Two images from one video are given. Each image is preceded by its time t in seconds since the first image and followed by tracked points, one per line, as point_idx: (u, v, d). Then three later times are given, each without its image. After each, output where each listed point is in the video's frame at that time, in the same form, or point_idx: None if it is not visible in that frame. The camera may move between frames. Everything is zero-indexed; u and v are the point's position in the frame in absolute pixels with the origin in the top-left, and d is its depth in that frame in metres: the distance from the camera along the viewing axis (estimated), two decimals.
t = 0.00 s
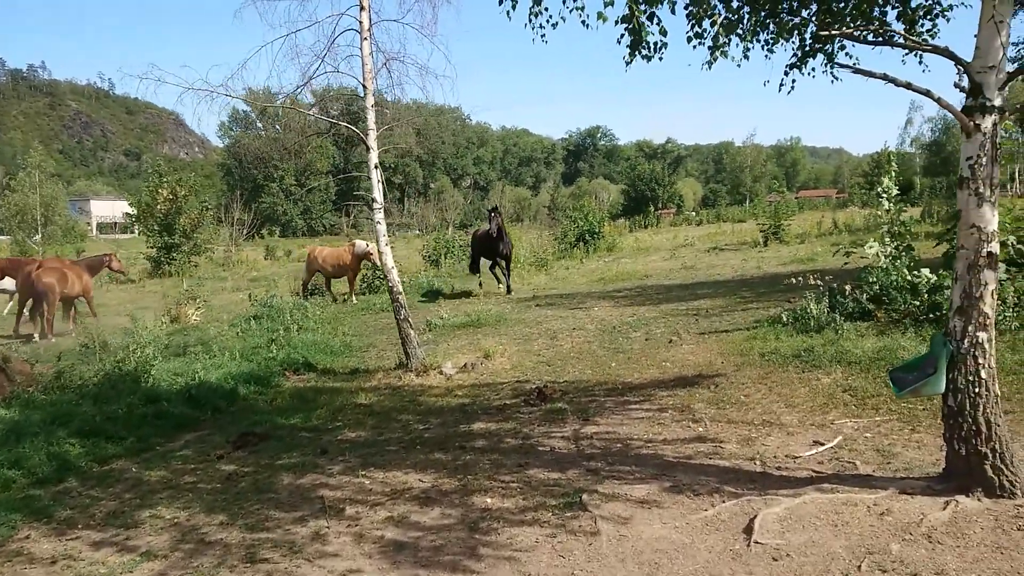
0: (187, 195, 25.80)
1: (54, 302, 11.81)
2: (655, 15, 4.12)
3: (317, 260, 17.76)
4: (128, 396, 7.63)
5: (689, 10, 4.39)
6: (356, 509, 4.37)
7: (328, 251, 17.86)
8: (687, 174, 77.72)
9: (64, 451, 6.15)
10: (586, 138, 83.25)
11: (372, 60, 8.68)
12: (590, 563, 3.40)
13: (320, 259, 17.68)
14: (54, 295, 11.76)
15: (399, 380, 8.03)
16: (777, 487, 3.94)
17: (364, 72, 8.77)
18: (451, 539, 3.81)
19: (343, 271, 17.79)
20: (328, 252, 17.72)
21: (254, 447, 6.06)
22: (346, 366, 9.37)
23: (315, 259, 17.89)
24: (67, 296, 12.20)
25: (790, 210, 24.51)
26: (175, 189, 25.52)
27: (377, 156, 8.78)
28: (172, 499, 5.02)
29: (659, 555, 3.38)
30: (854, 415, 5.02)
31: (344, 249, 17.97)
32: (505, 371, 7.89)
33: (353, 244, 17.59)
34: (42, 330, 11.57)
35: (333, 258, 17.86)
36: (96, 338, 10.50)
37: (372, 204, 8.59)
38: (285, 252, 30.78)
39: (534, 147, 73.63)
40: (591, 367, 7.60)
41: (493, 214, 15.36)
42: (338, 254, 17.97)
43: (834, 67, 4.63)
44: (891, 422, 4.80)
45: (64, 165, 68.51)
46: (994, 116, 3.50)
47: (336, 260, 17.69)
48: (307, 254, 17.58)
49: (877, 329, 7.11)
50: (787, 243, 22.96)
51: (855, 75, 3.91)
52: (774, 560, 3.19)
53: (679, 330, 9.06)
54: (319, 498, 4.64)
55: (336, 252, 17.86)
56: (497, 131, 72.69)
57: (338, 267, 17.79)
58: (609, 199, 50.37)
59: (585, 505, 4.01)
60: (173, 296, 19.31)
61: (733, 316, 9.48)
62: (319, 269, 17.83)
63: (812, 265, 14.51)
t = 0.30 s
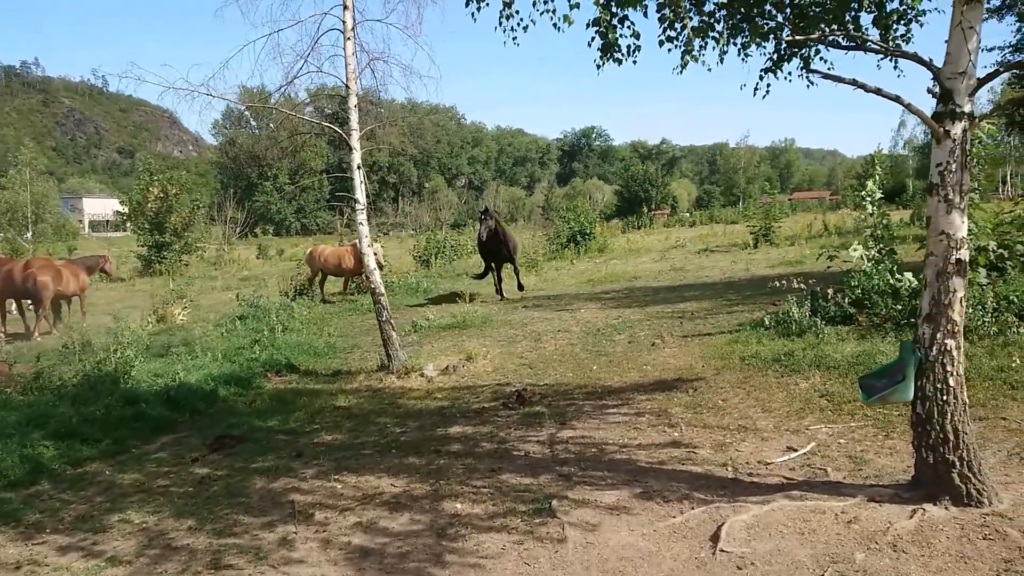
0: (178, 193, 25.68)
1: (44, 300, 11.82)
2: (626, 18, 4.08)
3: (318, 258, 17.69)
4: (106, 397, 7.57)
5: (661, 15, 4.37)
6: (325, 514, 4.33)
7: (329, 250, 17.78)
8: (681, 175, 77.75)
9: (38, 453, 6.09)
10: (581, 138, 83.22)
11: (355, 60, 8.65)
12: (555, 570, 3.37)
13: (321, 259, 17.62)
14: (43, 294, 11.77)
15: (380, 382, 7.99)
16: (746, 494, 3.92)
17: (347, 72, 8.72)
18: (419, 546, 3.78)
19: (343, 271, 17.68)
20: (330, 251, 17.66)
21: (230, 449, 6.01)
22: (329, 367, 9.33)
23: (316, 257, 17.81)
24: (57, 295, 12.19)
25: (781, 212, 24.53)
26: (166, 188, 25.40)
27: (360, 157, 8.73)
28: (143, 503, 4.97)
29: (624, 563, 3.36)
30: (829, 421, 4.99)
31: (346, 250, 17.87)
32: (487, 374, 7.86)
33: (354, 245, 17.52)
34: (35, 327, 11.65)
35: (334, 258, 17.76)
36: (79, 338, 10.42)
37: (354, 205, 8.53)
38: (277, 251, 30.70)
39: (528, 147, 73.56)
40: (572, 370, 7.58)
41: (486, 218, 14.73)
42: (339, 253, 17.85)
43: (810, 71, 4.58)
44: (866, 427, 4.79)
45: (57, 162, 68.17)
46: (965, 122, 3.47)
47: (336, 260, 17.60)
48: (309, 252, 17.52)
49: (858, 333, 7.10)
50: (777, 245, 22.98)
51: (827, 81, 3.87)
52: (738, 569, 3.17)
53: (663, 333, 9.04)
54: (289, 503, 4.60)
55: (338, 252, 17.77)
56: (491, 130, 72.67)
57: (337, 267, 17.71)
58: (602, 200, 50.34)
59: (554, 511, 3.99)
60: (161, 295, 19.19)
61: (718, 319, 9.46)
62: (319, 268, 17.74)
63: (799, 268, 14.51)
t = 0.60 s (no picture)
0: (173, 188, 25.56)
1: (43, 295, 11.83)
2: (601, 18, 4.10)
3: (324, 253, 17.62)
4: (91, 393, 7.57)
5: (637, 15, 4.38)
6: (302, 510, 4.35)
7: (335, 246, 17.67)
8: (677, 173, 77.78)
9: (19, 449, 6.09)
10: (577, 135, 83.21)
11: (342, 57, 8.65)
12: (525, 566, 3.39)
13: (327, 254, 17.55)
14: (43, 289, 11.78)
15: (365, 379, 8.01)
16: (719, 491, 3.95)
17: (333, 69, 8.72)
18: (392, 542, 3.80)
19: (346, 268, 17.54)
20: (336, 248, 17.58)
21: (212, 445, 6.02)
22: (315, 364, 9.34)
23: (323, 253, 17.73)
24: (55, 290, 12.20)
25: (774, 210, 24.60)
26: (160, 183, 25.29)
27: (347, 153, 8.73)
28: (123, 498, 4.98)
29: (593, 559, 3.39)
30: (806, 419, 5.02)
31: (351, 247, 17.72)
32: (472, 371, 7.89)
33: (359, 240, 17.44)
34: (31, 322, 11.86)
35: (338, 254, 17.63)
36: (66, 333, 10.39)
37: (340, 202, 8.53)
38: (271, 247, 30.66)
39: (525, 144, 73.50)
40: (557, 367, 7.60)
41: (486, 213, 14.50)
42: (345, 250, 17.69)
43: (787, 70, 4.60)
44: (841, 425, 4.82)
45: (51, 157, 67.90)
46: (935, 123, 3.49)
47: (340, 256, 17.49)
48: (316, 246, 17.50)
49: (840, 331, 7.13)
50: (769, 243, 23.05)
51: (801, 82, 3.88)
52: (705, 565, 3.20)
53: (649, 330, 9.07)
54: (267, 499, 4.61)
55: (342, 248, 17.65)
56: (487, 127, 72.60)
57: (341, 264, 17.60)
58: (597, 197, 50.37)
59: (528, 507, 4.01)
60: (153, 291, 19.15)
61: (703, 316, 9.48)
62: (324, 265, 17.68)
63: (789, 265, 14.56)
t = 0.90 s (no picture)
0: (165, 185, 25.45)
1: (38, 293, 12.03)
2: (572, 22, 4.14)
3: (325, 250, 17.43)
4: (73, 390, 7.57)
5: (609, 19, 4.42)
6: (276, 507, 4.38)
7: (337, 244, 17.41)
8: (671, 174, 77.91)
9: None
10: (571, 136, 83.26)
11: (327, 57, 8.67)
12: (491, 563, 3.43)
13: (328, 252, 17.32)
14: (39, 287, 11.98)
15: (347, 378, 8.03)
16: (687, 491, 4.00)
17: (318, 69, 8.74)
18: (362, 539, 3.83)
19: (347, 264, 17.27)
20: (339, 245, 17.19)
21: (191, 442, 6.04)
22: (300, 363, 9.35)
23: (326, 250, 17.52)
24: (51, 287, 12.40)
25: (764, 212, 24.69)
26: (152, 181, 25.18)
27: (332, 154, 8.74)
28: (99, 495, 5.00)
29: (558, 557, 3.42)
30: (779, 420, 5.07)
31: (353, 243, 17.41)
32: (454, 370, 7.93)
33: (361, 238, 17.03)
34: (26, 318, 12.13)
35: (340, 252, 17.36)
36: (52, 330, 10.37)
37: (324, 201, 8.54)
38: (264, 246, 30.62)
39: (520, 145, 73.49)
40: (538, 367, 7.64)
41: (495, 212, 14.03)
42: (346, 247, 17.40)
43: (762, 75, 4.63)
44: (813, 426, 4.87)
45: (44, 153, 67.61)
46: (899, 128, 3.52)
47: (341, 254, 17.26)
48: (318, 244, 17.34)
49: (819, 334, 7.19)
50: (759, 245, 23.13)
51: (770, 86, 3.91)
52: (667, 563, 3.24)
53: (633, 331, 9.11)
54: (242, 496, 4.64)
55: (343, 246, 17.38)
56: (481, 127, 72.55)
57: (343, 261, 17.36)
58: (591, 198, 50.40)
59: (499, 506, 4.05)
60: (143, 289, 19.11)
61: (687, 318, 9.53)
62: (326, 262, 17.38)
63: (776, 267, 14.62)
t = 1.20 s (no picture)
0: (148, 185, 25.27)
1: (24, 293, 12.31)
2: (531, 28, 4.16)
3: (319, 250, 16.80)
4: (44, 391, 7.53)
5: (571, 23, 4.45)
6: (239, 508, 4.38)
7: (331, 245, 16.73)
8: (657, 176, 78.18)
9: None
10: (558, 138, 83.36)
11: (303, 57, 8.68)
12: (448, 564, 3.46)
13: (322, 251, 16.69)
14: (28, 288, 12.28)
15: (321, 378, 8.05)
16: (646, 491, 4.04)
17: (294, 69, 8.74)
18: (322, 539, 3.85)
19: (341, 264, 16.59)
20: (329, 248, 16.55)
21: (160, 444, 6.04)
22: (275, 364, 9.36)
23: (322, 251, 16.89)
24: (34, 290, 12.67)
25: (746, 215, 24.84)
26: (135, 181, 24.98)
27: (307, 154, 8.73)
28: (64, 496, 4.99)
29: (514, 557, 3.46)
30: (742, 421, 5.13)
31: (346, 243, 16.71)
32: (428, 371, 7.96)
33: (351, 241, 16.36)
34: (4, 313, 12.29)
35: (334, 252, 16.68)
36: (26, 331, 10.31)
37: (299, 202, 8.52)
38: (248, 246, 30.49)
39: (507, 146, 73.49)
40: (511, 368, 7.69)
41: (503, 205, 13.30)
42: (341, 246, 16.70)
43: (724, 81, 4.66)
44: (775, 427, 4.93)
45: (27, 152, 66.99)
46: (853, 134, 3.55)
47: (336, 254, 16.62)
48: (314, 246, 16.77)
49: (788, 336, 7.26)
50: (740, 247, 23.29)
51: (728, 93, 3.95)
52: (620, 562, 3.28)
53: (607, 333, 9.17)
54: (206, 497, 4.64)
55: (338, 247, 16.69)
56: (468, 128, 72.62)
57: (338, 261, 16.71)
58: (577, 200, 50.51)
59: (460, 506, 4.09)
60: (123, 289, 18.99)
61: (662, 319, 9.60)
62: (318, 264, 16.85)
63: (754, 269, 14.74)
